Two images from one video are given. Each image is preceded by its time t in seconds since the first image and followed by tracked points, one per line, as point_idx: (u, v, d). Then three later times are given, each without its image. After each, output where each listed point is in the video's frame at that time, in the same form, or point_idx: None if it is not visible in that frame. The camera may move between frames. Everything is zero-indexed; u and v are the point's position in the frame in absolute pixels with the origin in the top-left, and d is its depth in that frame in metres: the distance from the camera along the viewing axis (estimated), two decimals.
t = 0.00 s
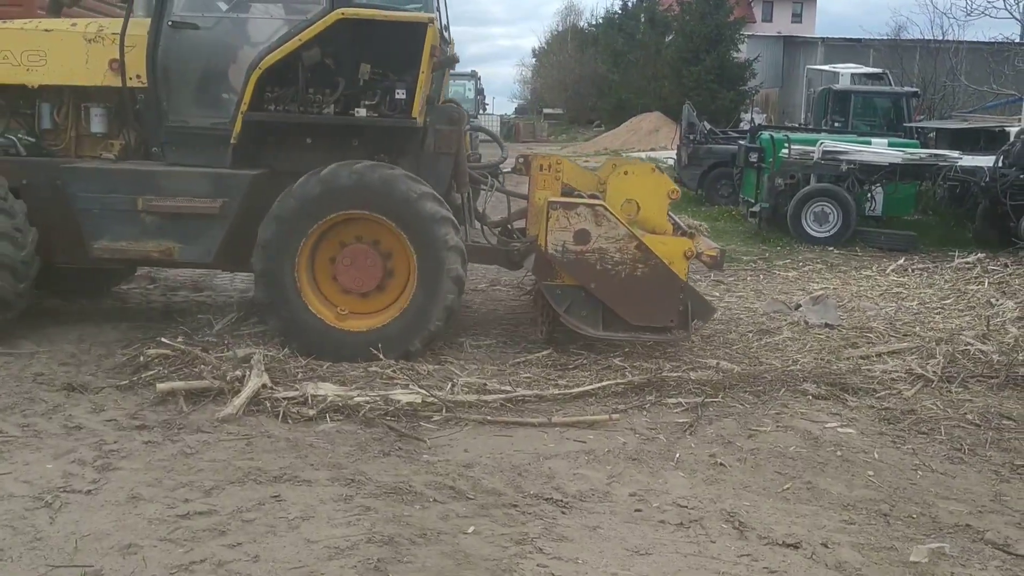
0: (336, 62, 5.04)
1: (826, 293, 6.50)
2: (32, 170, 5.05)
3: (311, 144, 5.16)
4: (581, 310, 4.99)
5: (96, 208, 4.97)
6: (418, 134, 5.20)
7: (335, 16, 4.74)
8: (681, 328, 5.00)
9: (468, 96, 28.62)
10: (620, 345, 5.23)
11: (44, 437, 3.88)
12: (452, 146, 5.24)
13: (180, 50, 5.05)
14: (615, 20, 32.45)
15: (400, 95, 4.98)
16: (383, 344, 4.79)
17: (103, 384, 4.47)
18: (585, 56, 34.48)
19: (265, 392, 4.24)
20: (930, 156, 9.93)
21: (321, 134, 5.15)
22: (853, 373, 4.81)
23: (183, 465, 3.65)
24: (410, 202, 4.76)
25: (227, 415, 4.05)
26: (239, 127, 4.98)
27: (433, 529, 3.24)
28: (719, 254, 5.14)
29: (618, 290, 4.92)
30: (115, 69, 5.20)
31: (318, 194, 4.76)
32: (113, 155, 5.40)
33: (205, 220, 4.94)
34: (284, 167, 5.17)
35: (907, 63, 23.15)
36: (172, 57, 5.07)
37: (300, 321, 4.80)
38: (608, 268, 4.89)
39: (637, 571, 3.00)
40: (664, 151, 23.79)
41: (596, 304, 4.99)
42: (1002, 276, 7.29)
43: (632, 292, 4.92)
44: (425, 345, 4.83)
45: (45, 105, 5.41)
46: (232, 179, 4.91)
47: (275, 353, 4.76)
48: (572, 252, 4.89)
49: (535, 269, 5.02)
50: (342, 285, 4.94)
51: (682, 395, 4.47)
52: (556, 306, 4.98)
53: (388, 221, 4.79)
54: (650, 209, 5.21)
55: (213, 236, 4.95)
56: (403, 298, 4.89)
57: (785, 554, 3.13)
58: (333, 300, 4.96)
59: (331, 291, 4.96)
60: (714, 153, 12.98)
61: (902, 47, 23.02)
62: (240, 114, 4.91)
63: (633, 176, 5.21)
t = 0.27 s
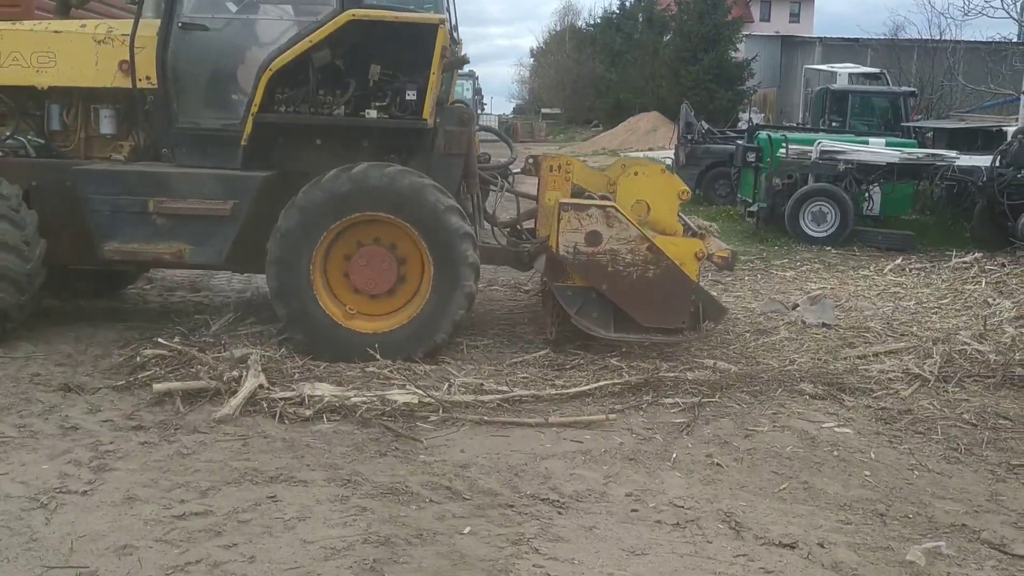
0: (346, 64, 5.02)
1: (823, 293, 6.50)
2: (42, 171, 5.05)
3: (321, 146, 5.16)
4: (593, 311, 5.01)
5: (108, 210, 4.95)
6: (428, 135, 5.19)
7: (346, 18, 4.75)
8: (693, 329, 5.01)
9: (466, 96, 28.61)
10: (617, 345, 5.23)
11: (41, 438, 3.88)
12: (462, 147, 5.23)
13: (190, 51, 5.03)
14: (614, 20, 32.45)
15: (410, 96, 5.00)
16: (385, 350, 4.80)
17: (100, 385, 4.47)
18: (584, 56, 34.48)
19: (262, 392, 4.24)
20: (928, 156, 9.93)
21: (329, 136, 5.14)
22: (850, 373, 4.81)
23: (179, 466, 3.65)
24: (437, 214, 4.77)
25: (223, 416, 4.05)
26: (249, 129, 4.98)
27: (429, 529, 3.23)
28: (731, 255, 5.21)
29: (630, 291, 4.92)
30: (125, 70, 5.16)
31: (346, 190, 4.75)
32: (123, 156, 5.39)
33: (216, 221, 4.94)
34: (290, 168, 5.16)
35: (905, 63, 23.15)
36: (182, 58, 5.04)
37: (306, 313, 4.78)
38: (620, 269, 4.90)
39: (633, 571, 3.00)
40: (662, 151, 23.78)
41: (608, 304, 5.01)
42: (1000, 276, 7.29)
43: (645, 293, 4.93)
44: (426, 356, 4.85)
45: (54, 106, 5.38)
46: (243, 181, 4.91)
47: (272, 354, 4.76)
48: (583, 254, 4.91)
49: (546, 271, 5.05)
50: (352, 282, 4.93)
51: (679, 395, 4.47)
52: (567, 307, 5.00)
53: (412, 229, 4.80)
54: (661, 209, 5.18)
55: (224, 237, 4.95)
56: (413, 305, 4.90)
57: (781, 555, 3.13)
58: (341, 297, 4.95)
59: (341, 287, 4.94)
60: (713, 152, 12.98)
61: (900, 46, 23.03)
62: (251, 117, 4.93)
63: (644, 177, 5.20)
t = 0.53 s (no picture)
0: (355, 64, 5.05)
1: (817, 292, 6.51)
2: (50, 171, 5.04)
3: (330, 146, 5.15)
4: (602, 311, 5.03)
5: (115, 212, 4.88)
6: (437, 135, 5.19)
7: (355, 19, 4.74)
8: (703, 329, 5.03)
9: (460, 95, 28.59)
10: (612, 344, 5.24)
11: (35, 439, 3.87)
12: (470, 147, 5.24)
13: (199, 52, 5.03)
14: (608, 19, 32.46)
15: (421, 96, 5.00)
16: (386, 353, 4.81)
17: (94, 385, 4.47)
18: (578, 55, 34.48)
19: (257, 392, 4.24)
20: (922, 155, 9.91)
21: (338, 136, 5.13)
22: (844, 371, 4.82)
23: (174, 466, 3.65)
24: (462, 227, 4.81)
25: (218, 416, 4.05)
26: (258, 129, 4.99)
27: (424, 529, 3.24)
28: (740, 255, 5.26)
29: (640, 291, 4.94)
30: (134, 71, 5.11)
31: (377, 188, 4.75)
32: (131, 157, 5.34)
33: (225, 222, 4.89)
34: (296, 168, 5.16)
35: (898, 61, 23.19)
36: (190, 59, 5.04)
37: (314, 304, 4.75)
38: (629, 269, 4.91)
39: (628, 570, 3.01)
40: (656, 149, 23.79)
41: (618, 305, 5.02)
42: (994, 274, 7.31)
43: (655, 293, 4.95)
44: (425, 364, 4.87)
45: (61, 108, 5.33)
46: (253, 182, 4.87)
47: (267, 353, 4.76)
48: (594, 255, 4.91)
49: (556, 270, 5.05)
50: (362, 280, 4.93)
51: (673, 393, 4.48)
52: (577, 307, 5.01)
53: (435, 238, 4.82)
54: (671, 209, 5.20)
55: (233, 238, 4.90)
56: (421, 311, 4.93)
57: (775, 553, 3.14)
58: (349, 292, 4.93)
59: (351, 281, 4.92)
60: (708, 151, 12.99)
61: (893, 45, 23.07)
62: (260, 117, 4.89)
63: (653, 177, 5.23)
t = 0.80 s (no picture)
0: (362, 63, 5.05)
1: (809, 289, 6.52)
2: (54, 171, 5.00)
3: (336, 146, 5.11)
4: (610, 310, 5.02)
5: (124, 211, 4.82)
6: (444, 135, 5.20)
7: (364, 17, 4.76)
8: (710, 328, 5.11)
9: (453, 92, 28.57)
10: (605, 342, 5.25)
11: (26, 439, 3.87)
12: (477, 146, 5.27)
13: (207, 51, 5.02)
14: (601, 16, 32.46)
15: (429, 96, 5.01)
16: (385, 352, 4.82)
17: (86, 385, 4.46)
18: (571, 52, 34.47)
19: (249, 391, 4.23)
20: (913, 153, 9.99)
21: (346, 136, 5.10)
22: (836, 369, 4.83)
23: (166, 466, 3.65)
24: (482, 239, 4.86)
25: (210, 415, 4.05)
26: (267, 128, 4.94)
27: (416, 528, 3.24)
28: (748, 254, 5.20)
29: (649, 290, 4.96)
30: (141, 71, 5.11)
31: (406, 188, 4.76)
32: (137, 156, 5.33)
33: (234, 221, 4.86)
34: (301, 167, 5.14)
35: (890, 58, 23.25)
36: (197, 59, 5.02)
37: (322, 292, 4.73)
38: (638, 269, 4.92)
39: (620, 568, 3.01)
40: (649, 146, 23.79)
41: (625, 304, 5.03)
42: (985, 271, 7.33)
43: (664, 292, 4.98)
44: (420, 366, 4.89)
45: (66, 106, 5.30)
46: (262, 182, 4.84)
47: (260, 352, 4.76)
48: (603, 254, 4.91)
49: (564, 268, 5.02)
50: (371, 275, 4.93)
51: (665, 391, 4.49)
52: (585, 306, 5.00)
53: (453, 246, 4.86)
54: (676, 208, 5.21)
55: (242, 236, 4.87)
56: (426, 315, 4.95)
57: (767, 550, 3.15)
58: (356, 284, 4.92)
59: (360, 274, 4.92)
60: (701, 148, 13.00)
61: (885, 42, 23.12)
62: (269, 116, 4.86)
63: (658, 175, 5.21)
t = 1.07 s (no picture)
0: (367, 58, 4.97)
1: (799, 286, 6.53)
2: (54, 166, 4.93)
3: (341, 140, 5.12)
4: (616, 305, 5.06)
5: (129, 206, 4.85)
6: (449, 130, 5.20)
7: (371, 12, 4.75)
8: (717, 323, 5.10)
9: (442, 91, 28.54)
10: (594, 338, 5.25)
11: (12, 435, 3.84)
12: (481, 141, 5.33)
13: (212, 46, 5.00)
14: (592, 14, 32.47)
15: (436, 92, 4.99)
16: (379, 343, 4.82)
17: (74, 381, 4.43)
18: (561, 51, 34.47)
19: (238, 387, 4.21)
20: (903, 150, 10.08)
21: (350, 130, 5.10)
22: (826, 365, 4.84)
23: (154, 462, 3.63)
24: (493, 249, 4.91)
25: (199, 411, 4.03)
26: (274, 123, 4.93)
27: (405, 523, 3.23)
28: (752, 249, 5.29)
29: (655, 284, 4.99)
30: (144, 65, 5.04)
31: (429, 185, 4.80)
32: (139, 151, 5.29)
33: (240, 217, 4.87)
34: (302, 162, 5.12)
35: (879, 57, 23.32)
36: (202, 54, 5.01)
37: (327, 274, 4.72)
38: (645, 263, 4.96)
39: (608, 562, 3.01)
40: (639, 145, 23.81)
41: (631, 298, 5.06)
42: (974, 268, 7.36)
43: (670, 286, 5.01)
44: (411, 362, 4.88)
45: (68, 101, 5.25)
46: (267, 176, 4.86)
47: (249, 348, 4.74)
48: (610, 248, 4.94)
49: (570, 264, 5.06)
50: (377, 265, 4.94)
51: (655, 387, 4.49)
52: (592, 300, 5.04)
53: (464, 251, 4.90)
54: (680, 204, 5.25)
55: (249, 232, 4.89)
56: (425, 314, 4.96)
57: (755, 545, 3.15)
58: (361, 272, 4.93)
59: (367, 261, 4.92)
60: (691, 146, 13.02)
61: (875, 41, 23.19)
62: (275, 111, 4.89)
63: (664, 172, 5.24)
